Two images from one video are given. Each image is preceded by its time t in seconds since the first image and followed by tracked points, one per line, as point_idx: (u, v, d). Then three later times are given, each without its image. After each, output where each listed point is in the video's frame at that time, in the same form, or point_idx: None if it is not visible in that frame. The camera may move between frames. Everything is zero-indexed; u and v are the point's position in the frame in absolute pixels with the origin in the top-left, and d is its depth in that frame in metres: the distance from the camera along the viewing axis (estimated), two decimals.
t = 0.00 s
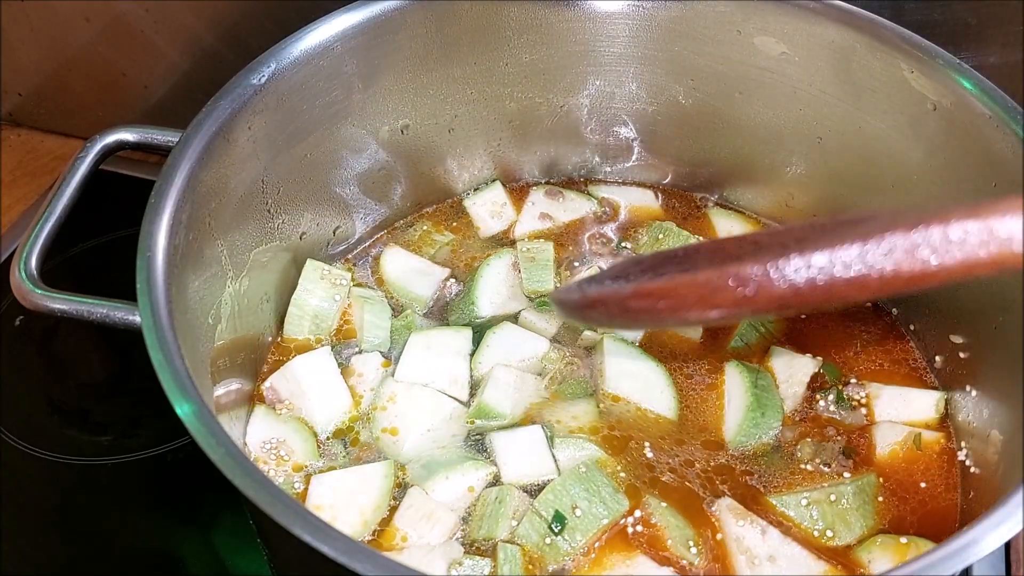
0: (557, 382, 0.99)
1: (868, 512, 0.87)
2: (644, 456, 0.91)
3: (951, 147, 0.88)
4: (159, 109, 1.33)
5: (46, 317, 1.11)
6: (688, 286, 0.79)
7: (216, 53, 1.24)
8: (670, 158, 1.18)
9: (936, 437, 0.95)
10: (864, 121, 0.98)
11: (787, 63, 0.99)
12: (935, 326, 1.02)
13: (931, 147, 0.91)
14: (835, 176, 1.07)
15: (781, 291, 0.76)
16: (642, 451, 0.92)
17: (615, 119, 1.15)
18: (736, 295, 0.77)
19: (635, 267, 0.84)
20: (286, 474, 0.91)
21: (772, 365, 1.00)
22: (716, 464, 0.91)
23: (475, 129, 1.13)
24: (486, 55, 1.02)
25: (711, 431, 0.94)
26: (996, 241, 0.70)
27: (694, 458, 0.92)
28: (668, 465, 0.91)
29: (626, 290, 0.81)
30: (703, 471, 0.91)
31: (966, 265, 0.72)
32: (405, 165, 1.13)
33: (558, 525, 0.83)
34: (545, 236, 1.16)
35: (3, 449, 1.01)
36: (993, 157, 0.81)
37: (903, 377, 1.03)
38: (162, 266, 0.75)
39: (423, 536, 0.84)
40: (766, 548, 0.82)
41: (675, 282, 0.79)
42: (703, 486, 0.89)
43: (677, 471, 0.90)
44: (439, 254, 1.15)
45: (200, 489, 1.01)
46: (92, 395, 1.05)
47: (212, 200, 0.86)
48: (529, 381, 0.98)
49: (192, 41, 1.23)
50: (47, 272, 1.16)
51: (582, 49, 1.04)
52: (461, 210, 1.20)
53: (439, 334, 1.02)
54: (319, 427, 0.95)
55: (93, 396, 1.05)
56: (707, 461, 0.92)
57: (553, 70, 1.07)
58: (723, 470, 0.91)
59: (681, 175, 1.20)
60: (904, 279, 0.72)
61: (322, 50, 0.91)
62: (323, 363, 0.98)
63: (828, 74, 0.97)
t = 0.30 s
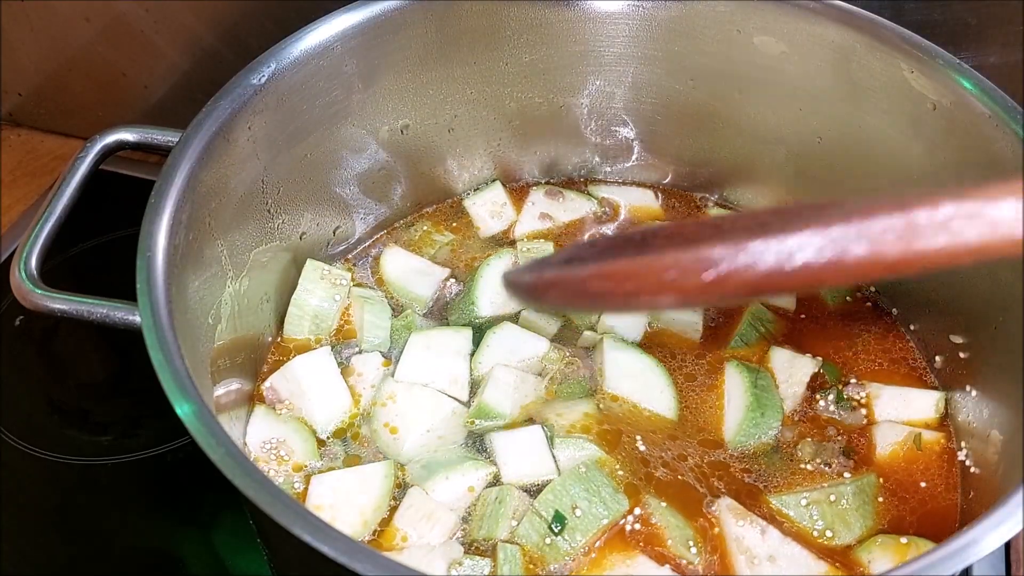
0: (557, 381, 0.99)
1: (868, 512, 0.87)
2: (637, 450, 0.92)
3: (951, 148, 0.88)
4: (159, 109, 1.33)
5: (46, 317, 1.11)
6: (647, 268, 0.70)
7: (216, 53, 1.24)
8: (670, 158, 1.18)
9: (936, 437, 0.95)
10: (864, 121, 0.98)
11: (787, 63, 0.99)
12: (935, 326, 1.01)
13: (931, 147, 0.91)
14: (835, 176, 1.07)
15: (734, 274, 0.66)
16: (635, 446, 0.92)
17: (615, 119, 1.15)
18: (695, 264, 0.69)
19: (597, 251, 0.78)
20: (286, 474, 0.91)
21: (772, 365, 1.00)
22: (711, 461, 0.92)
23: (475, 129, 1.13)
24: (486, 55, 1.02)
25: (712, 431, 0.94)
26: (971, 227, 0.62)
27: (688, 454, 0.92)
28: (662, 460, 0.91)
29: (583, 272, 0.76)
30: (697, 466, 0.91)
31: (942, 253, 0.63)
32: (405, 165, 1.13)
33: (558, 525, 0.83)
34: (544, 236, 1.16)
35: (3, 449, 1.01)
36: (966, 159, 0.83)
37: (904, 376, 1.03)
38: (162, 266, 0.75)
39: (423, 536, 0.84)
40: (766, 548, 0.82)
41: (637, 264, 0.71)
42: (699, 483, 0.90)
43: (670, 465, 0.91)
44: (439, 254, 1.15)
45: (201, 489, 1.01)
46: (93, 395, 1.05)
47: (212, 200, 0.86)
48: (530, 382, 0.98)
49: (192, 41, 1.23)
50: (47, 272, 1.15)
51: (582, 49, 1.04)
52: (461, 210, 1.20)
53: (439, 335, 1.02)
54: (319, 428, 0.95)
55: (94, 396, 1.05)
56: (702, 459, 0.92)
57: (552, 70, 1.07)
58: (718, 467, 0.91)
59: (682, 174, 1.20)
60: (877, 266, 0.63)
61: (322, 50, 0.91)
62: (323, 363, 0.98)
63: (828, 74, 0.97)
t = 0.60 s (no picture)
0: (557, 381, 0.99)
1: (868, 512, 0.87)
2: (631, 445, 0.92)
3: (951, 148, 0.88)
4: (158, 109, 1.33)
5: (46, 317, 1.11)
6: None
7: (216, 53, 1.24)
8: (671, 158, 1.18)
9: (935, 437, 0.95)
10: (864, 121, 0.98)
11: (787, 63, 0.99)
12: (934, 326, 1.01)
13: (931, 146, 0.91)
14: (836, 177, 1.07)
15: None
16: (629, 442, 0.93)
17: (616, 119, 1.15)
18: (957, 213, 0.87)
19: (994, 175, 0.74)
20: (286, 474, 0.91)
21: (772, 365, 1.00)
22: (708, 458, 0.92)
23: (476, 129, 1.13)
24: (487, 55, 1.02)
25: (711, 431, 0.94)
26: None
27: (684, 450, 0.92)
28: (657, 456, 0.92)
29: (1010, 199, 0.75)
30: (693, 462, 0.91)
31: None
32: (405, 164, 1.13)
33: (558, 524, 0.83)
34: (545, 236, 1.16)
35: (3, 449, 1.01)
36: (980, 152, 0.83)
37: (903, 376, 1.03)
38: (162, 266, 0.75)
39: (423, 535, 0.84)
40: (766, 548, 0.82)
41: None
42: (698, 481, 0.90)
43: (665, 461, 0.91)
44: (440, 254, 1.15)
45: (200, 489, 1.01)
46: (92, 395, 1.05)
47: (212, 200, 0.86)
48: (530, 382, 0.98)
49: (192, 41, 1.23)
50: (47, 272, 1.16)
51: (582, 49, 1.04)
52: (462, 210, 1.20)
53: (439, 335, 1.02)
54: (319, 428, 0.95)
55: (93, 396, 1.05)
56: (698, 455, 0.92)
57: (553, 70, 1.07)
58: (715, 464, 0.91)
59: (682, 175, 1.20)
60: None
61: (322, 50, 0.91)
62: (323, 363, 0.98)
63: (828, 74, 0.97)
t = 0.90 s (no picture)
0: (557, 380, 0.99)
1: (868, 512, 0.87)
2: (627, 442, 0.92)
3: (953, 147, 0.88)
4: (158, 110, 1.33)
5: (46, 317, 1.11)
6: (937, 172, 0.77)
7: (215, 53, 1.24)
8: (671, 158, 1.18)
9: (936, 437, 0.95)
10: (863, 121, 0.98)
11: (787, 63, 0.99)
12: (934, 326, 1.01)
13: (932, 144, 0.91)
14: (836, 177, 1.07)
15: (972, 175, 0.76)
16: (624, 438, 0.93)
17: (615, 119, 1.15)
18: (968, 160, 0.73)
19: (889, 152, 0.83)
20: (286, 474, 0.91)
21: (773, 365, 1.00)
22: (706, 457, 0.92)
23: (476, 129, 1.13)
24: (487, 54, 1.02)
25: (711, 430, 0.94)
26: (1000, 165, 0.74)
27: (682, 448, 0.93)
28: (654, 452, 0.92)
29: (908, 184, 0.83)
30: (690, 458, 0.92)
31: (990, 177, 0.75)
32: (405, 164, 1.13)
33: (559, 524, 0.83)
34: (545, 236, 1.16)
35: (3, 449, 1.01)
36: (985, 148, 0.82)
37: (903, 376, 1.03)
38: (162, 266, 0.75)
39: (422, 535, 0.84)
40: (766, 547, 0.82)
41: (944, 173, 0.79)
42: (697, 481, 0.90)
43: (661, 456, 0.91)
44: (439, 254, 1.15)
45: (201, 490, 1.01)
46: (93, 395, 1.06)
47: (212, 200, 0.86)
48: (530, 381, 0.98)
49: (192, 41, 1.23)
50: (47, 272, 1.15)
51: (582, 49, 1.04)
52: (462, 210, 1.20)
53: (439, 335, 1.02)
54: (319, 427, 0.95)
55: (94, 396, 1.05)
56: (695, 453, 0.92)
57: (553, 70, 1.07)
58: (712, 462, 0.92)
59: (682, 174, 1.20)
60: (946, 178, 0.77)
61: (322, 50, 0.91)
62: (323, 363, 0.98)
63: (828, 74, 0.97)
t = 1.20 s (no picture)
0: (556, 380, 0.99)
1: (868, 513, 0.87)
2: (622, 437, 0.93)
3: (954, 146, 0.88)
4: (158, 110, 1.33)
5: (46, 317, 1.11)
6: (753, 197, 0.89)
7: (215, 53, 1.24)
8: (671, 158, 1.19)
9: (936, 437, 0.95)
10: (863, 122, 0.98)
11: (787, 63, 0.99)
12: (934, 326, 1.01)
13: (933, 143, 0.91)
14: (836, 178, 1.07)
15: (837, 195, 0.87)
16: (619, 434, 0.93)
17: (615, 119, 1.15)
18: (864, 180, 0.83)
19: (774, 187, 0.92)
20: (286, 474, 0.91)
21: (773, 365, 1.00)
22: (706, 456, 0.92)
23: (475, 129, 1.13)
24: (487, 54, 1.02)
25: (712, 431, 0.94)
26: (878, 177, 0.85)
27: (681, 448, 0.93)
28: (649, 445, 0.93)
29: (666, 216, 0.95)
30: (687, 456, 0.92)
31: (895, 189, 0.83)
32: (405, 165, 1.13)
33: (559, 524, 0.83)
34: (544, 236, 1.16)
35: (3, 449, 1.01)
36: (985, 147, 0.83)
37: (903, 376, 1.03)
38: (162, 266, 0.75)
39: (423, 535, 0.84)
40: (765, 547, 0.82)
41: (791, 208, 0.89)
42: (696, 481, 0.90)
43: (656, 450, 0.92)
44: (439, 254, 1.15)
45: (201, 490, 1.01)
46: (92, 395, 1.06)
47: (212, 200, 0.86)
48: (530, 382, 0.98)
49: (192, 41, 1.23)
50: (47, 272, 1.15)
51: (582, 49, 1.04)
52: (461, 210, 1.20)
53: (439, 335, 1.02)
54: (319, 426, 0.95)
55: (93, 396, 1.05)
56: (692, 450, 0.93)
57: (553, 70, 1.07)
58: (709, 459, 0.92)
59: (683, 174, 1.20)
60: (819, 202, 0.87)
61: (322, 50, 0.91)
62: (323, 363, 0.98)
63: (827, 75, 0.97)
